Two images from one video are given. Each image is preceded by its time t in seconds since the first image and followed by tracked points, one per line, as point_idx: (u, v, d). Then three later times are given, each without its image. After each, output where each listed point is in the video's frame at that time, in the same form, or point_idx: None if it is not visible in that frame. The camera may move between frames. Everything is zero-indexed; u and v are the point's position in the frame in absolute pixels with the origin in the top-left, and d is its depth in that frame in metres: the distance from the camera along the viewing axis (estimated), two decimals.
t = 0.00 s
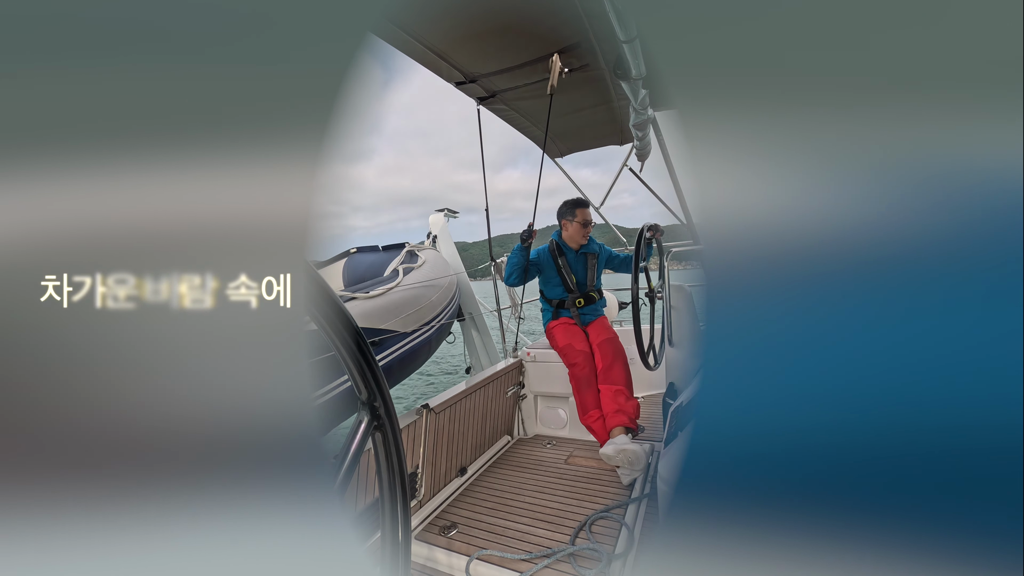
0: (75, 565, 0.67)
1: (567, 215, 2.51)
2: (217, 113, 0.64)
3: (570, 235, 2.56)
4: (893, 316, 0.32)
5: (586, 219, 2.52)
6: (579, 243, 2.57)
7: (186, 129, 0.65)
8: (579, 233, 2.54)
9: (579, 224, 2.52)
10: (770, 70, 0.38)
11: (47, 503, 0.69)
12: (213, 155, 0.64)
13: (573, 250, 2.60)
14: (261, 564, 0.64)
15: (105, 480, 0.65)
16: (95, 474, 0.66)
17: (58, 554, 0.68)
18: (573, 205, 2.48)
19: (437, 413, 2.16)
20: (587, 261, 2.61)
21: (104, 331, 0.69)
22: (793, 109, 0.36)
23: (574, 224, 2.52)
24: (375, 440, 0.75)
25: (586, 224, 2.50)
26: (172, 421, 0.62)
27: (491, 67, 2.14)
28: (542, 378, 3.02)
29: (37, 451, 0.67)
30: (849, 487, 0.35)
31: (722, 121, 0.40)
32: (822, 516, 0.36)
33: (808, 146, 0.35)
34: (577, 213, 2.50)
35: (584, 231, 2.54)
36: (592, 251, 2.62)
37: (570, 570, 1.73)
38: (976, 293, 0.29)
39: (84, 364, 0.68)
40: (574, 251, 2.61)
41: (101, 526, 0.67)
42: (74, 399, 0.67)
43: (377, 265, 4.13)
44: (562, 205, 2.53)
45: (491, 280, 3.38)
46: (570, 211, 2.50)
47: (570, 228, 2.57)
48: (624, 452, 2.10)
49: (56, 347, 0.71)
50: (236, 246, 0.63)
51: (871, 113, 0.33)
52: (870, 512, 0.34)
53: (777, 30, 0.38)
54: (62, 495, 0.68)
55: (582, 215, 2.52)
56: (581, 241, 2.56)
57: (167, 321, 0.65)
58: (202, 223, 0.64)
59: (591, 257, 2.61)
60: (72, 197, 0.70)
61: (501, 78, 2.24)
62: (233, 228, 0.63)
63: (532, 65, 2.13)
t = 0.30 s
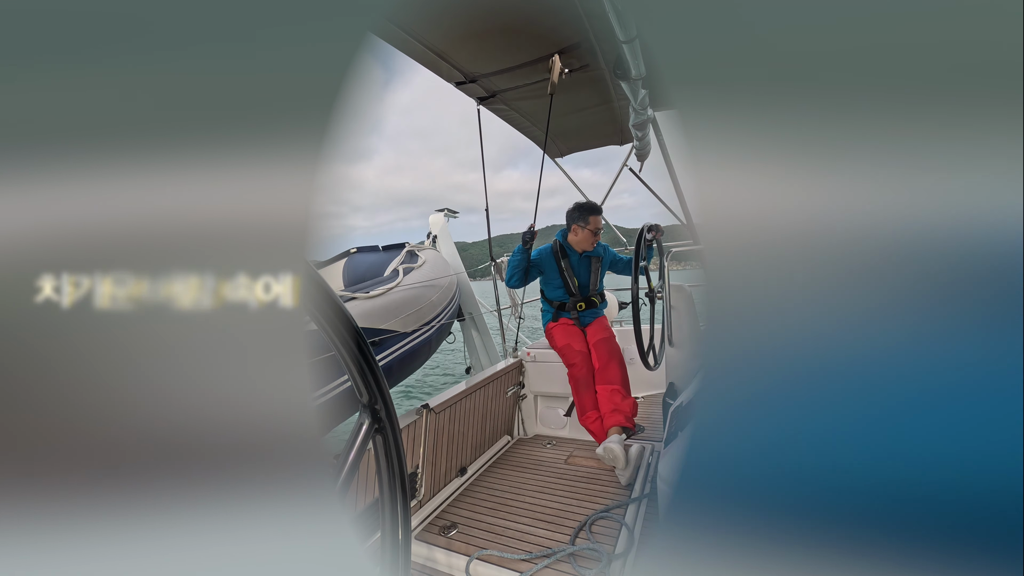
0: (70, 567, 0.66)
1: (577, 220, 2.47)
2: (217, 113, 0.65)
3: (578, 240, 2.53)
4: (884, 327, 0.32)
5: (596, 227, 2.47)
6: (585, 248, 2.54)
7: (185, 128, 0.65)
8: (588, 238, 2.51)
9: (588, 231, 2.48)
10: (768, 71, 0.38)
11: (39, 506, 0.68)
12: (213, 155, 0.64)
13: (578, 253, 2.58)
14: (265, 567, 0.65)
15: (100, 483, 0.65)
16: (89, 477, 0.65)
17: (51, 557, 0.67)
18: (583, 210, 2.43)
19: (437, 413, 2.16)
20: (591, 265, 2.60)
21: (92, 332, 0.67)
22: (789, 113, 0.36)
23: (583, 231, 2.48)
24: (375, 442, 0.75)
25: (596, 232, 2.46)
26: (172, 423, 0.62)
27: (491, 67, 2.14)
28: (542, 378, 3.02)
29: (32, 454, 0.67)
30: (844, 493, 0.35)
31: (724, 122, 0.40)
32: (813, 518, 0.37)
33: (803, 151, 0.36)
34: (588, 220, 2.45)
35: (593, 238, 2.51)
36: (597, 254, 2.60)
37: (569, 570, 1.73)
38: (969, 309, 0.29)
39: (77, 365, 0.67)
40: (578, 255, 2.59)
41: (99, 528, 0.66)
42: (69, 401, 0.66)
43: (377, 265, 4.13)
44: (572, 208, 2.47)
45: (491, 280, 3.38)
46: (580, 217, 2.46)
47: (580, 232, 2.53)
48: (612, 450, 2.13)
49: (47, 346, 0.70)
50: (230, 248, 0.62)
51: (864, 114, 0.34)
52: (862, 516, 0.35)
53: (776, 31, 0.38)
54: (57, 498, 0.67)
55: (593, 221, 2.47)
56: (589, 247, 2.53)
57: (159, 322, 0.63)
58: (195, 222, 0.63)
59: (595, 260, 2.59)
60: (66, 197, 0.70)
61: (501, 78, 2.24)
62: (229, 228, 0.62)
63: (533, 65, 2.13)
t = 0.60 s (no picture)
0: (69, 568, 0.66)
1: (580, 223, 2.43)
2: (217, 113, 0.65)
3: (582, 243, 2.50)
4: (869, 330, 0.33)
5: (599, 230, 2.43)
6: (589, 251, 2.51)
7: (184, 127, 0.65)
8: (591, 242, 2.47)
9: (591, 235, 2.44)
10: (766, 71, 0.38)
11: (35, 507, 0.67)
12: (213, 154, 0.64)
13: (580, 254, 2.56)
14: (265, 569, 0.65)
15: (97, 485, 0.64)
16: (85, 479, 0.65)
17: (49, 559, 0.67)
18: (587, 215, 2.39)
19: (436, 413, 2.16)
20: (593, 266, 2.58)
21: (87, 333, 0.66)
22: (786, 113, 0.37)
23: (587, 235, 2.45)
24: (375, 443, 0.75)
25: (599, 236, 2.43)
26: (168, 425, 0.62)
27: (491, 67, 2.14)
28: (542, 378, 3.02)
29: (31, 454, 0.67)
30: (830, 492, 0.36)
31: (725, 124, 0.40)
32: (804, 515, 0.38)
33: (800, 150, 0.36)
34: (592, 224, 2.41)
35: (597, 242, 2.48)
36: (599, 257, 2.58)
37: (570, 570, 1.73)
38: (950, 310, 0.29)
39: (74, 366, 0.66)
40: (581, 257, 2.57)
41: (94, 528, 0.66)
42: (66, 403, 0.66)
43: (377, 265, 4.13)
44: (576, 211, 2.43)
45: (491, 280, 3.38)
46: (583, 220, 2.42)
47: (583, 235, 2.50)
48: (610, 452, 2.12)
49: (41, 347, 0.69)
50: (228, 248, 0.62)
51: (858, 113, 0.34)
52: (849, 516, 0.35)
53: (773, 32, 0.38)
54: (53, 499, 0.67)
55: (597, 226, 2.43)
56: (592, 251, 2.51)
57: (153, 323, 0.63)
58: (194, 222, 0.63)
59: (598, 262, 2.58)
60: (64, 194, 0.70)
61: (501, 78, 2.24)
62: (229, 229, 0.62)
63: (533, 65, 2.13)
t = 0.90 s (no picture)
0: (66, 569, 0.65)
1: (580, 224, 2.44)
2: (217, 112, 0.64)
3: (582, 244, 2.50)
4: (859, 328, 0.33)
5: (599, 232, 2.43)
6: (589, 253, 2.51)
7: (183, 126, 0.65)
8: (592, 244, 2.48)
9: (591, 237, 2.44)
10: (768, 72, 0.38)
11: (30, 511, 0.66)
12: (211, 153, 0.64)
13: (580, 255, 2.55)
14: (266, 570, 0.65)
15: (95, 491, 0.63)
16: (80, 482, 0.64)
17: (47, 561, 0.67)
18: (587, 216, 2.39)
19: (436, 413, 2.16)
20: (593, 267, 2.58)
21: (68, 331, 0.65)
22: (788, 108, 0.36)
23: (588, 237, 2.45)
24: (375, 442, 0.75)
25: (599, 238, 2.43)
26: (167, 427, 0.61)
27: (491, 67, 2.14)
28: (542, 378, 3.02)
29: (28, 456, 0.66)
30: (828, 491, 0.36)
31: (725, 123, 0.40)
32: (802, 515, 0.38)
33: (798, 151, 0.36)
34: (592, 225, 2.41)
35: (597, 243, 2.48)
36: (599, 258, 2.58)
37: (570, 570, 1.73)
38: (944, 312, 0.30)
39: (66, 370, 0.65)
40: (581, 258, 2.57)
41: (90, 531, 0.66)
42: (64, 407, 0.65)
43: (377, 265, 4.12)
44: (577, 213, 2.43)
45: (491, 280, 3.38)
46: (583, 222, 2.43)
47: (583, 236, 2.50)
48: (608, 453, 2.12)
49: (27, 349, 0.67)
50: (226, 249, 0.62)
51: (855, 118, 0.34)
52: (851, 516, 0.35)
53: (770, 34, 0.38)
54: (50, 503, 0.66)
55: (598, 228, 2.43)
56: (592, 252, 2.51)
57: (153, 320, 0.62)
58: (194, 222, 0.63)
59: (598, 263, 2.58)
60: (54, 194, 0.69)
61: (501, 78, 2.24)
62: (229, 229, 0.62)
63: (533, 65, 2.13)
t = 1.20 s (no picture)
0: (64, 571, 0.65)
1: (574, 220, 2.50)
2: (216, 113, 0.64)
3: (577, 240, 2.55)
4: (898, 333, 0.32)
5: (594, 227, 2.51)
6: (584, 249, 2.55)
7: (181, 127, 0.65)
8: (586, 239, 2.53)
9: (587, 231, 2.50)
10: (766, 72, 0.38)
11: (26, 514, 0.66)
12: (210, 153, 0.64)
13: (576, 253, 2.60)
14: (265, 568, 0.65)
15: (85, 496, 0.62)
16: (69, 488, 0.62)
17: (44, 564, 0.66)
18: (581, 212, 2.46)
19: (436, 413, 2.16)
20: (589, 264, 2.61)
21: (62, 332, 0.64)
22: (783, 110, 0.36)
23: (582, 232, 2.50)
24: (375, 442, 0.75)
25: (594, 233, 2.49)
26: (164, 428, 0.61)
27: (491, 67, 2.14)
28: (542, 378, 3.02)
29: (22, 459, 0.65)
30: (820, 484, 0.37)
31: (724, 126, 0.40)
32: (800, 513, 0.38)
33: (800, 153, 0.37)
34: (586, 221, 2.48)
35: (592, 239, 2.54)
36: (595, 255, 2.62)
37: (569, 570, 1.73)
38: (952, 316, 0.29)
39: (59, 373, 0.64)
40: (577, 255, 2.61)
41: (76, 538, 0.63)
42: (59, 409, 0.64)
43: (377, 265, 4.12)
44: (571, 210, 2.50)
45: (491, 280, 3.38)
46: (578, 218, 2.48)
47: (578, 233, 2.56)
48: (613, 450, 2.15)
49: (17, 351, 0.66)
50: (226, 248, 0.62)
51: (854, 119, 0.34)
52: (849, 516, 0.36)
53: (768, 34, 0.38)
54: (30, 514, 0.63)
55: (592, 223, 2.50)
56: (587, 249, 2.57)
57: (150, 321, 0.62)
58: (192, 222, 0.62)
59: (594, 260, 2.61)
60: (50, 194, 0.68)
61: (501, 78, 2.24)
62: (229, 229, 0.62)
63: (533, 65, 2.13)
